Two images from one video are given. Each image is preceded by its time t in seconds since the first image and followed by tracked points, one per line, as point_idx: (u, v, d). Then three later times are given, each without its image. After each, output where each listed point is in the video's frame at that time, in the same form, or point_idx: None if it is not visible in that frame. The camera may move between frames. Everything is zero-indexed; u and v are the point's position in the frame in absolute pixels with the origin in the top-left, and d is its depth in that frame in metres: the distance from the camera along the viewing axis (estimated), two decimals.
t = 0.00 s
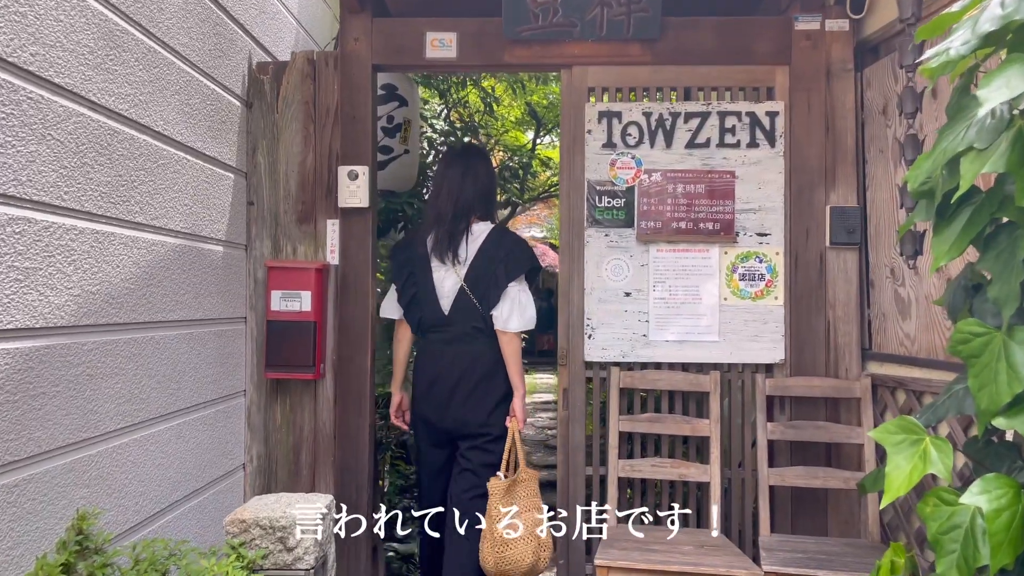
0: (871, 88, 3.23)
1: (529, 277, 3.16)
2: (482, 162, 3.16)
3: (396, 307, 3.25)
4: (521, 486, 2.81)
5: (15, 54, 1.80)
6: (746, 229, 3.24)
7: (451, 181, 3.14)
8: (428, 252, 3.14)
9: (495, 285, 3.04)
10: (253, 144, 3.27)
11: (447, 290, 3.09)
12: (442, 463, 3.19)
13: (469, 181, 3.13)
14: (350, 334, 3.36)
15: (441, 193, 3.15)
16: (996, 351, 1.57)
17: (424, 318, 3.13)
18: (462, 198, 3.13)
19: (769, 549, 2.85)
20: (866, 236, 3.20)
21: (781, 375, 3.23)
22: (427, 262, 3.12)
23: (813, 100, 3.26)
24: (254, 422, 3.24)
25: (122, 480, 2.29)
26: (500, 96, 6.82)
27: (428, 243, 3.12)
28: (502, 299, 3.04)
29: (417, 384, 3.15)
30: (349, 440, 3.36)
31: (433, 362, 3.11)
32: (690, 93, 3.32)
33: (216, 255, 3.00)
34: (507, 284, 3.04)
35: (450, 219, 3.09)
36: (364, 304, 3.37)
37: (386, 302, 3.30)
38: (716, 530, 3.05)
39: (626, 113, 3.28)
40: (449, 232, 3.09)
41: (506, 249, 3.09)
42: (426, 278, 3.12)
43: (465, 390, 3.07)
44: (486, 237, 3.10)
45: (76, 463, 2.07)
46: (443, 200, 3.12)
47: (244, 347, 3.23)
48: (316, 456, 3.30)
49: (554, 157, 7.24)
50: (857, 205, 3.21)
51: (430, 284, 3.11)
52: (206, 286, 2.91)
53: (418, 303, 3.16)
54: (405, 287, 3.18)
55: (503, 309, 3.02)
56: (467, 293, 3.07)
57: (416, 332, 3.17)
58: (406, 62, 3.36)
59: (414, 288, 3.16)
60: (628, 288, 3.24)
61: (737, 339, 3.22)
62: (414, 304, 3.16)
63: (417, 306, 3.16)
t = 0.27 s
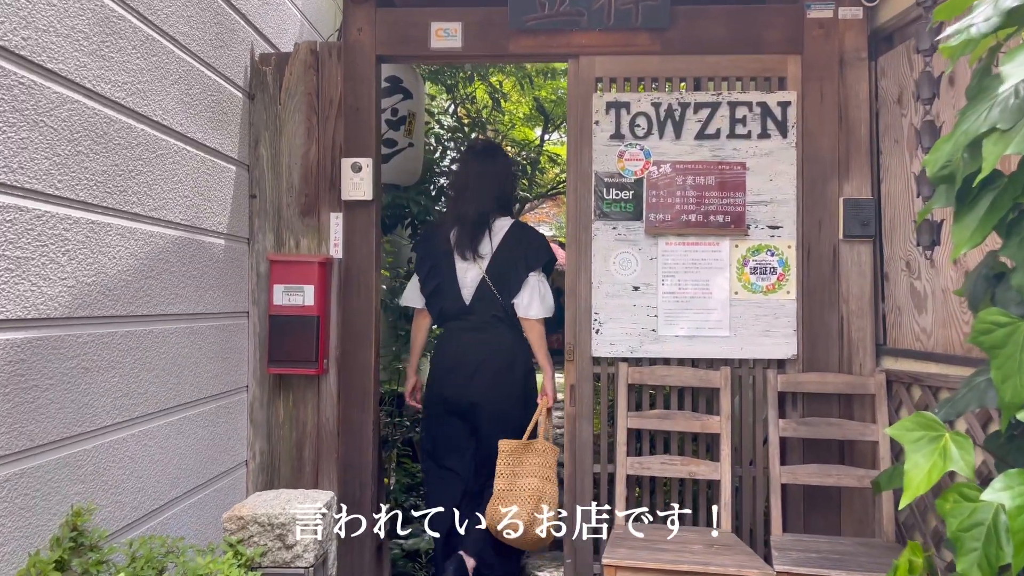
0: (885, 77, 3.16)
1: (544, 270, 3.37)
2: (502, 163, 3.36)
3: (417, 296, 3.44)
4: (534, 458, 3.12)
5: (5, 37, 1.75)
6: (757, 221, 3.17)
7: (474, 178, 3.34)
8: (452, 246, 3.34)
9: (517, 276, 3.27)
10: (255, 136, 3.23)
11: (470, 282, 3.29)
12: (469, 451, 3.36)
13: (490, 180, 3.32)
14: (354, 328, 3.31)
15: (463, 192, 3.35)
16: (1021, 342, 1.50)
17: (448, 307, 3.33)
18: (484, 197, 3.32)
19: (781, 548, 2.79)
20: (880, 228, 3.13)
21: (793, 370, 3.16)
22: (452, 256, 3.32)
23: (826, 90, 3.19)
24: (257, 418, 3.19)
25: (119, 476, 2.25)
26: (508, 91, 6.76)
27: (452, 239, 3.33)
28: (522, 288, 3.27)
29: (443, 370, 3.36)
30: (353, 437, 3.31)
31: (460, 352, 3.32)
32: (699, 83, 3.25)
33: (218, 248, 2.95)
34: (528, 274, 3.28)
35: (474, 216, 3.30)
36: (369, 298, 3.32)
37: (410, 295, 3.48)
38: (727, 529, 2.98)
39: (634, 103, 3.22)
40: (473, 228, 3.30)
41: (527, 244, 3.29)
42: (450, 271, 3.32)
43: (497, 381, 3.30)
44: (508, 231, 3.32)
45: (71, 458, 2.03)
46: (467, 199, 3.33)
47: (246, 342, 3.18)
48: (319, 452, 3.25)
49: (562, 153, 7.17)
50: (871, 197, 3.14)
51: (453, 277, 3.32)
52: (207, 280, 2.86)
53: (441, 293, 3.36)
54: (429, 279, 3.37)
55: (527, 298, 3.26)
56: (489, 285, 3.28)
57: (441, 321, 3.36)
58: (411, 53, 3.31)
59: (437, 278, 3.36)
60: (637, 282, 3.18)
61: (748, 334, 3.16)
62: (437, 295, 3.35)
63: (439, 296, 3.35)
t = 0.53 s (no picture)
0: (903, 67, 3.06)
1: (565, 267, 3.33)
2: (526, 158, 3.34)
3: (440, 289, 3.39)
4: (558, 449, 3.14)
5: None
6: (771, 215, 3.08)
7: (501, 172, 3.32)
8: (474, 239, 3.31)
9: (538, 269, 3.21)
10: (256, 128, 3.14)
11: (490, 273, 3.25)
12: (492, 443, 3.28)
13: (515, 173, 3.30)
14: (357, 324, 3.22)
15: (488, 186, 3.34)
16: None
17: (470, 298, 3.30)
18: (510, 190, 3.30)
19: (796, 551, 2.70)
20: (898, 222, 3.04)
21: (807, 368, 3.07)
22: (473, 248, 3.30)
23: (841, 80, 3.10)
24: (258, 417, 3.12)
25: (112, 475, 2.18)
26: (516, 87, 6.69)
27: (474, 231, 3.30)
28: (541, 281, 3.22)
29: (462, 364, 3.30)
30: (357, 436, 3.21)
31: (480, 342, 3.27)
32: (711, 73, 3.16)
33: (218, 242, 2.88)
34: (548, 268, 3.22)
35: (497, 209, 3.28)
36: (372, 294, 3.23)
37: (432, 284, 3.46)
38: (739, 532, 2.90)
39: (644, 93, 3.13)
40: (495, 220, 3.28)
41: (550, 236, 3.26)
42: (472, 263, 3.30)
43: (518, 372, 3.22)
44: (531, 226, 3.28)
45: (62, 457, 1.96)
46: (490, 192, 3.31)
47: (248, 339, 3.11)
48: (322, 451, 3.18)
49: (571, 150, 7.08)
50: (888, 190, 3.05)
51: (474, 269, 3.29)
52: (207, 275, 2.80)
53: (463, 285, 3.33)
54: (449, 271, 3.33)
55: (546, 291, 3.21)
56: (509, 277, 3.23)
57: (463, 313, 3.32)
58: (415, 43, 3.23)
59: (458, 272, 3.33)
60: (646, 278, 3.10)
61: (762, 331, 3.07)
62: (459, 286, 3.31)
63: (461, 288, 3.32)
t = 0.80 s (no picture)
0: (932, 51, 2.92)
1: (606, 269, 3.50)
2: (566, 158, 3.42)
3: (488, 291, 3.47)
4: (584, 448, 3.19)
5: None
6: (792, 206, 2.94)
7: (546, 176, 3.38)
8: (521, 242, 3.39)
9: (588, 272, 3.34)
10: (256, 117, 3.06)
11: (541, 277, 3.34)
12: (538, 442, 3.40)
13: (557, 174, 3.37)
14: (360, 322, 3.10)
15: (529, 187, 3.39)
16: None
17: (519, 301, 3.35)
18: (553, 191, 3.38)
19: (821, 559, 2.57)
20: (927, 214, 2.90)
21: (831, 367, 2.94)
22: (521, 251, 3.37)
23: (867, 65, 2.95)
24: (258, 417, 3.03)
25: (99, 479, 2.07)
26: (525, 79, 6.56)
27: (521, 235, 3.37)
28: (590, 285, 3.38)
29: (507, 361, 3.36)
30: (359, 438, 3.09)
31: (527, 341, 3.33)
32: (730, 58, 3.02)
33: (214, 235, 2.77)
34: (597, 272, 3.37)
35: (546, 214, 3.35)
36: (376, 290, 3.09)
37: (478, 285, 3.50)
38: (760, 538, 2.76)
39: (659, 80, 3.00)
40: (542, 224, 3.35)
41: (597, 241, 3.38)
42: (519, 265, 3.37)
43: (555, 370, 3.29)
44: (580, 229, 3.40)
45: (45, 461, 1.85)
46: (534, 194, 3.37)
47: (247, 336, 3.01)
48: (323, 453, 3.07)
49: (581, 144, 6.94)
50: (916, 180, 2.91)
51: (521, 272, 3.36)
52: (203, 269, 2.68)
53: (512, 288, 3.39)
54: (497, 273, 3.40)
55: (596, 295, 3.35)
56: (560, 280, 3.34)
57: (510, 315, 3.38)
58: (420, 29, 3.10)
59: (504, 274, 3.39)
60: (661, 272, 2.97)
61: (783, 328, 2.93)
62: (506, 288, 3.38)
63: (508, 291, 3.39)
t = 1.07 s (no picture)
0: (961, 38, 2.76)
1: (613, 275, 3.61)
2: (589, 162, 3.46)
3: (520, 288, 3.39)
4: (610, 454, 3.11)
5: None
6: (812, 203, 2.79)
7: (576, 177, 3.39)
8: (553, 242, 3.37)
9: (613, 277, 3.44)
10: (249, 110, 2.92)
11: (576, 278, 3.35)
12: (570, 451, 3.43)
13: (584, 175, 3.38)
14: (359, 324, 2.96)
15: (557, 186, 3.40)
16: None
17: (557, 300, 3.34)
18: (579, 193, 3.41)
19: None
20: (955, 211, 2.75)
21: (853, 372, 2.79)
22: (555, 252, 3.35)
23: (892, 53, 2.80)
24: (253, 423, 2.91)
25: (75, 495, 1.94)
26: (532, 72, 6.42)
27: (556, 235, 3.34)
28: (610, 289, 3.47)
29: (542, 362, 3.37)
30: (357, 445, 2.95)
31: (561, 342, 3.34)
32: (746, 47, 2.87)
33: (204, 234, 2.63)
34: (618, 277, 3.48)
35: (578, 214, 3.36)
36: (375, 290, 2.94)
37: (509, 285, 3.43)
38: (778, 553, 2.62)
39: (672, 69, 2.85)
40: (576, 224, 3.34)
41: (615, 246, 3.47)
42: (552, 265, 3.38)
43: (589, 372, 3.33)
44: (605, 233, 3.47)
45: (13, 478, 1.72)
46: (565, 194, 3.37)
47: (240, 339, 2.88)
48: (319, 460, 2.94)
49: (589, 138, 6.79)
50: (943, 175, 2.75)
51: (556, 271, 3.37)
52: (191, 269, 2.55)
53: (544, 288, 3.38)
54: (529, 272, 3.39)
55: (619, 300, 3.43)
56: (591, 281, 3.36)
57: (545, 313, 3.37)
58: (421, 17, 2.96)
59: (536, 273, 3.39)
60: (674, 273, 2.82)
61: (802, 331, 2.78)
62: (539, 288, 3.38)
63: (542, 290, 3.38)
